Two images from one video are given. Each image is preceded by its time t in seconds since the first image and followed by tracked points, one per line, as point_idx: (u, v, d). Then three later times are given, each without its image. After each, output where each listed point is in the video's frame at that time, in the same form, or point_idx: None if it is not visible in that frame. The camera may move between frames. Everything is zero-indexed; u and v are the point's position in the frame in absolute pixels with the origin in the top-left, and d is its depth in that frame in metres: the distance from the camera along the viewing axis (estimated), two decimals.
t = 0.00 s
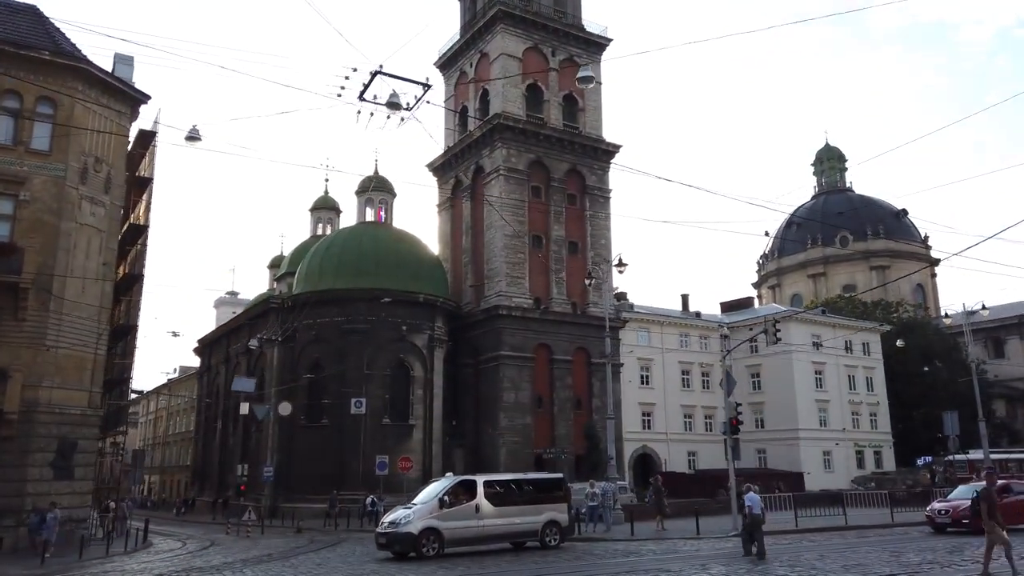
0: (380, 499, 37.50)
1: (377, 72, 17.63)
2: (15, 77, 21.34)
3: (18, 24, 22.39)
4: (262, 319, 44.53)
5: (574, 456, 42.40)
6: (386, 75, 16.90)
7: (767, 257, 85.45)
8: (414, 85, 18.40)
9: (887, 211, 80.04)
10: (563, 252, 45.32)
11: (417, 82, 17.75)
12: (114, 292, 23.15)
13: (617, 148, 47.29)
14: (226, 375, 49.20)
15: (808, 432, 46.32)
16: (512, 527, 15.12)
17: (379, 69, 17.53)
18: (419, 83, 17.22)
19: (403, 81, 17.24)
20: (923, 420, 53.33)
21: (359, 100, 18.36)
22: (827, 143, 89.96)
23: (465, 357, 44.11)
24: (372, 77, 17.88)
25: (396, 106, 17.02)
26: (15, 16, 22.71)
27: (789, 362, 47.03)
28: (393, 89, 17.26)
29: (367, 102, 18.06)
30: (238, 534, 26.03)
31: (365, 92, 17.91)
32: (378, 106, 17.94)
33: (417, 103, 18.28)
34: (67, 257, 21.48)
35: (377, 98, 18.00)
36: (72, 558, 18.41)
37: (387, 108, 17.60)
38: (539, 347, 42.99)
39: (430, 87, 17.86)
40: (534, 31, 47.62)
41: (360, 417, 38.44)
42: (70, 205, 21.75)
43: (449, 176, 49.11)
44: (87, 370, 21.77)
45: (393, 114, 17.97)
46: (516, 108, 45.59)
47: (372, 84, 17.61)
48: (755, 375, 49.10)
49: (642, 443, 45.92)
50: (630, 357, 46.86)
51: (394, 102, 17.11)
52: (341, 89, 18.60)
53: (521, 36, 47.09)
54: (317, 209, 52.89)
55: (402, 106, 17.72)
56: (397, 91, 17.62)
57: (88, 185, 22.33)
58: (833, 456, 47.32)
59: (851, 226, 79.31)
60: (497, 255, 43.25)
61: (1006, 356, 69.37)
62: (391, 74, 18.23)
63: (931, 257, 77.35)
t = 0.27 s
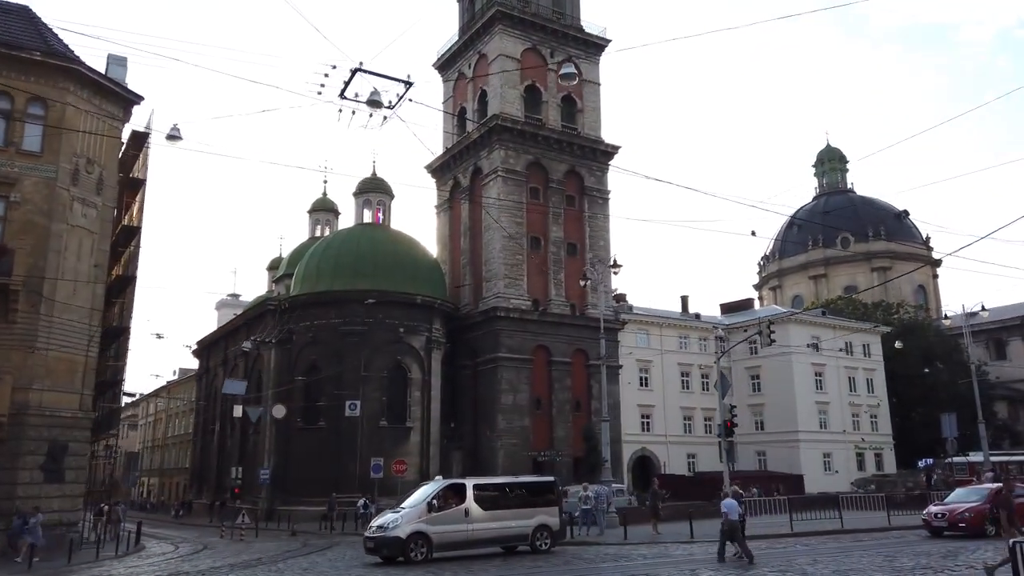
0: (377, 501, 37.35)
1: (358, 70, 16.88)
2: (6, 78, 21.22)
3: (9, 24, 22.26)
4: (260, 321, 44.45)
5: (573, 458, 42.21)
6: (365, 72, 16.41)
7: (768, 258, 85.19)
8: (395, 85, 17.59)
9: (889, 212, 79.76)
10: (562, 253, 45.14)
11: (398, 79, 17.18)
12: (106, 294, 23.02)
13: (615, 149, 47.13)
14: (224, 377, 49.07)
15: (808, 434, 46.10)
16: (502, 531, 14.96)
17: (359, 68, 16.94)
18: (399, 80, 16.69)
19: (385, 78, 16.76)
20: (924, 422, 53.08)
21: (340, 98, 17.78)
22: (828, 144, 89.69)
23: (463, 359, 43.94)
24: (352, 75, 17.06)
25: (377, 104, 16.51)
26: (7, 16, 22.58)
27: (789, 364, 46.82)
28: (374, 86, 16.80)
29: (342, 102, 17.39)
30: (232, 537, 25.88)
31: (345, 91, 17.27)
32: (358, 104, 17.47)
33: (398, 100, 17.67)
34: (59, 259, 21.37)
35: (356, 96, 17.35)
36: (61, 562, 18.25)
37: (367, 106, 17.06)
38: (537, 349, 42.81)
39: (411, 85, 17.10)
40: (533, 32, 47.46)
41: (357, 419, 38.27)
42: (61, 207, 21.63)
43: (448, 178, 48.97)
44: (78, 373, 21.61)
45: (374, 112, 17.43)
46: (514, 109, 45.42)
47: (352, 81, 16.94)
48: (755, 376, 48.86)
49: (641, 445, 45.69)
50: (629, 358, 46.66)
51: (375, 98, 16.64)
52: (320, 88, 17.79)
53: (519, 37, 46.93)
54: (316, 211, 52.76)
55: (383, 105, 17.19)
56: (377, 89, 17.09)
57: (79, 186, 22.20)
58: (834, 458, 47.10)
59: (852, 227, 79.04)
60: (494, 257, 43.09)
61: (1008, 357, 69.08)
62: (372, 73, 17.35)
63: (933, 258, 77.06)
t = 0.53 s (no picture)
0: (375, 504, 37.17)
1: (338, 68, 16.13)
2: None
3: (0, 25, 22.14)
4: (257, 324, 44.28)
5: (571, 462, 41.99)
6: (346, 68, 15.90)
7: (769, 261, 84.95)
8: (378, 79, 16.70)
9: (890, 215, 79.48)
10: (561, 255, 44.97)
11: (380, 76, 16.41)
12: (99, 296, 22.89)
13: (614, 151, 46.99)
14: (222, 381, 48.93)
15: (808, 438, 45.84)
16: (492, 535, 14.78)
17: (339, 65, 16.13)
18: (382, 77, 16.14)
19: (367, 74, 16.28)
20: (926, 426, 52.80)
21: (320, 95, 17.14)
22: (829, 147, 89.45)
23: (462, 362, 43.76)
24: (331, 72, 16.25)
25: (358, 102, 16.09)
26: None
27: (789, 367, 46.58)
28: (355, 83, 16.35)
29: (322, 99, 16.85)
30: (226, 541, 25.72)
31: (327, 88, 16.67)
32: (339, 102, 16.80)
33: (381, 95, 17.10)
34: (50, 261, 21.25)
35: (338, 94, 16.75)
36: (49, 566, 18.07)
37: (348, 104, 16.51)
38: (536, 352, 42.63)
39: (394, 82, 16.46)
40: (531, 35, 47.32)
41: (354, 422, 38.09)
42: (52, 208, 21.51)
43: (446, 180, 48.84)
44: (70, 376, 21.48)
45: (356, 110, 16.92)
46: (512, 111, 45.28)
47: (333, 78, 16.29)
48: (755, 379, 48.63)
49: (640, 448, 45.44)
50: (627, 361, 46.46)
51: (357, 95, 16.17)
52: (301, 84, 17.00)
53: (518, 39, 46.80)
54: (314, 214, 52.65)
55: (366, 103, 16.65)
56: (359, 86, 16.40)
57: (71, 188, 22.08)
58: (834, 462, 46.84)
59: (853, 229, 78.77)
60: (493, 259, 42.93)
61: (1010, 361, 68.76)
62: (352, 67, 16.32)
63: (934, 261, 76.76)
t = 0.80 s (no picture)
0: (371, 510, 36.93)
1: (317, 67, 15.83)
2: None
3: None
4: (253, 329, 44.09)
5: (569, 468, 41.76)
6: (324, 67, 15.73)
7: (770, 266, 84.71)
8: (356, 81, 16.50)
9: (891, 220, 79.20)
10: (559, 260, 44.79)
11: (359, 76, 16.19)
12: (90, 300, 22.75)
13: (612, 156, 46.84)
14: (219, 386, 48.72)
15: (808, 443, 45.56)
16: (480, 543, 14.59)
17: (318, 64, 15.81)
18: (361, 77, 15.99)
19: (346, 74, 16.10)
20: (926, 431, 52.51)
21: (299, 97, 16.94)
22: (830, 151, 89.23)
23: (459, 367, 43.57)
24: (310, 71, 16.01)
25: (338, 101, 15.96)
26: None
27: (789, 372, 46.33)
28: (335, 82, 16.16)
29: (302, 99, 16.69)
30: (219, 546, 25.57)
31: (306, 88, 16.48)
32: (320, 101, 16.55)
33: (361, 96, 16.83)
34: (40, 265, 21.12)
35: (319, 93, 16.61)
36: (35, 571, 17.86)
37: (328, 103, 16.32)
38: (533, 357, 42.42)
39: (374, 80, 16.20)
40: (530, 39, 47.20)
41: (350, 428, 37.87)
42: (42, 212, 21.37)
43: (445, 185, 48.70)
44: (60, 381, 21.31)
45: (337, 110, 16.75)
46: (510, 116, 45.14)
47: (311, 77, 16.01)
48: (754, 385, 48.37)
49: (638, 454, 45.16)
50: (626, 366, 46.23)
51: (335, 95, 16.00)
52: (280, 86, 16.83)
53: (516, 43, 46.68)
54: (312, 218, 52.55)
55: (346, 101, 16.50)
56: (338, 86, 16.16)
57: (62, 192, 21.94)
58: (834, 467, 46.55)
59: (854, 234, 78.52)
60: (490, 264, 42.75)
61: (1011, 366, 68.44)
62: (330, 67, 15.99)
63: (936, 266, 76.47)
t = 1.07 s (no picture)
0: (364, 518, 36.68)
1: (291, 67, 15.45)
2: None
3: None
4: (246, 335, 43.86)
5: (564, 475, 41.53)
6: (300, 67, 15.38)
7: (767, 273, 84.59)
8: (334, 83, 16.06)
9: (888, 227, 79.09)
10: (554, 266, 44.65)
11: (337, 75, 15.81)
12: (78, 305, 22.57)
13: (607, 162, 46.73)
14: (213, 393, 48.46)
15: (804, 451, 45.35)
16: (465, 551, 14.37)
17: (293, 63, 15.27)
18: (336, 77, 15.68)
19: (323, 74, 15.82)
20: (922, 438, 52.30)
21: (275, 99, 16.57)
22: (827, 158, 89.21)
23: (453, 374, 43.37)
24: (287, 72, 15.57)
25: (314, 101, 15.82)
26: None
27: (784, 379, 46.14)
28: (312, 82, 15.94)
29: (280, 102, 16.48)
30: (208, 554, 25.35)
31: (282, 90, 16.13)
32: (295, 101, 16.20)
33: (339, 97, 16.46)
34: (26, 269, 20.96)
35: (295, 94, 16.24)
36: None
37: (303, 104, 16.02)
38: (528, 363, 42.21)
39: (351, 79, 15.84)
40: (524, 45, 47.14)
41: (343, 435, 37.63)
42: (29, 216, 21.22)
43: (439, 191, 48.59)
44: (47, 387, 21.12)
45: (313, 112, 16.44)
46: (505, 121, 45.05)
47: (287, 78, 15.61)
48: (750, 391, 48.18)
49: (633, 461, 44.91)
50: (621, 373, 46.02)
51: (312, 95, 15.83)
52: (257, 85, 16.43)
53: (511, 50, 46.61)
54: (307, 225, 52.41)
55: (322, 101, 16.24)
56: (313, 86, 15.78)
57: (49, 198, 21.77)
58: (830, 475, 46.34)
59: (851, 241, 78.42)
60: (485, 270, 42.60)
61: (1009, 373, 68.23)
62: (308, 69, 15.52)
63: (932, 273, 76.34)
